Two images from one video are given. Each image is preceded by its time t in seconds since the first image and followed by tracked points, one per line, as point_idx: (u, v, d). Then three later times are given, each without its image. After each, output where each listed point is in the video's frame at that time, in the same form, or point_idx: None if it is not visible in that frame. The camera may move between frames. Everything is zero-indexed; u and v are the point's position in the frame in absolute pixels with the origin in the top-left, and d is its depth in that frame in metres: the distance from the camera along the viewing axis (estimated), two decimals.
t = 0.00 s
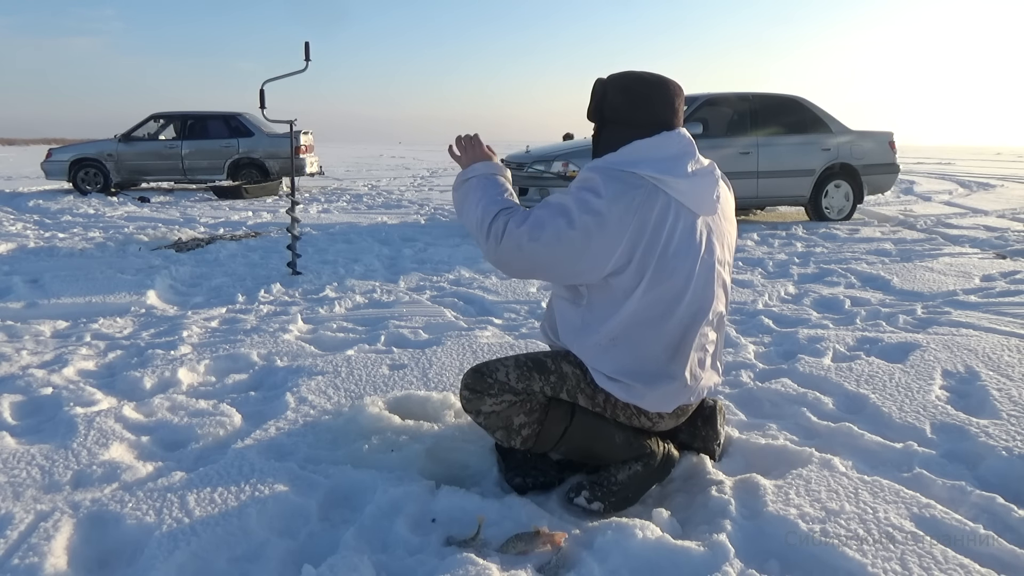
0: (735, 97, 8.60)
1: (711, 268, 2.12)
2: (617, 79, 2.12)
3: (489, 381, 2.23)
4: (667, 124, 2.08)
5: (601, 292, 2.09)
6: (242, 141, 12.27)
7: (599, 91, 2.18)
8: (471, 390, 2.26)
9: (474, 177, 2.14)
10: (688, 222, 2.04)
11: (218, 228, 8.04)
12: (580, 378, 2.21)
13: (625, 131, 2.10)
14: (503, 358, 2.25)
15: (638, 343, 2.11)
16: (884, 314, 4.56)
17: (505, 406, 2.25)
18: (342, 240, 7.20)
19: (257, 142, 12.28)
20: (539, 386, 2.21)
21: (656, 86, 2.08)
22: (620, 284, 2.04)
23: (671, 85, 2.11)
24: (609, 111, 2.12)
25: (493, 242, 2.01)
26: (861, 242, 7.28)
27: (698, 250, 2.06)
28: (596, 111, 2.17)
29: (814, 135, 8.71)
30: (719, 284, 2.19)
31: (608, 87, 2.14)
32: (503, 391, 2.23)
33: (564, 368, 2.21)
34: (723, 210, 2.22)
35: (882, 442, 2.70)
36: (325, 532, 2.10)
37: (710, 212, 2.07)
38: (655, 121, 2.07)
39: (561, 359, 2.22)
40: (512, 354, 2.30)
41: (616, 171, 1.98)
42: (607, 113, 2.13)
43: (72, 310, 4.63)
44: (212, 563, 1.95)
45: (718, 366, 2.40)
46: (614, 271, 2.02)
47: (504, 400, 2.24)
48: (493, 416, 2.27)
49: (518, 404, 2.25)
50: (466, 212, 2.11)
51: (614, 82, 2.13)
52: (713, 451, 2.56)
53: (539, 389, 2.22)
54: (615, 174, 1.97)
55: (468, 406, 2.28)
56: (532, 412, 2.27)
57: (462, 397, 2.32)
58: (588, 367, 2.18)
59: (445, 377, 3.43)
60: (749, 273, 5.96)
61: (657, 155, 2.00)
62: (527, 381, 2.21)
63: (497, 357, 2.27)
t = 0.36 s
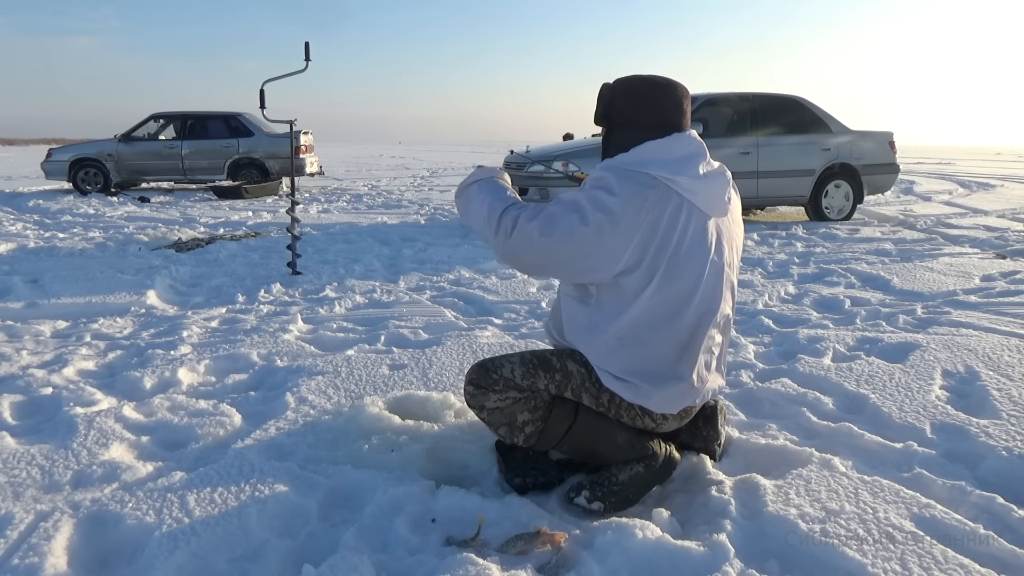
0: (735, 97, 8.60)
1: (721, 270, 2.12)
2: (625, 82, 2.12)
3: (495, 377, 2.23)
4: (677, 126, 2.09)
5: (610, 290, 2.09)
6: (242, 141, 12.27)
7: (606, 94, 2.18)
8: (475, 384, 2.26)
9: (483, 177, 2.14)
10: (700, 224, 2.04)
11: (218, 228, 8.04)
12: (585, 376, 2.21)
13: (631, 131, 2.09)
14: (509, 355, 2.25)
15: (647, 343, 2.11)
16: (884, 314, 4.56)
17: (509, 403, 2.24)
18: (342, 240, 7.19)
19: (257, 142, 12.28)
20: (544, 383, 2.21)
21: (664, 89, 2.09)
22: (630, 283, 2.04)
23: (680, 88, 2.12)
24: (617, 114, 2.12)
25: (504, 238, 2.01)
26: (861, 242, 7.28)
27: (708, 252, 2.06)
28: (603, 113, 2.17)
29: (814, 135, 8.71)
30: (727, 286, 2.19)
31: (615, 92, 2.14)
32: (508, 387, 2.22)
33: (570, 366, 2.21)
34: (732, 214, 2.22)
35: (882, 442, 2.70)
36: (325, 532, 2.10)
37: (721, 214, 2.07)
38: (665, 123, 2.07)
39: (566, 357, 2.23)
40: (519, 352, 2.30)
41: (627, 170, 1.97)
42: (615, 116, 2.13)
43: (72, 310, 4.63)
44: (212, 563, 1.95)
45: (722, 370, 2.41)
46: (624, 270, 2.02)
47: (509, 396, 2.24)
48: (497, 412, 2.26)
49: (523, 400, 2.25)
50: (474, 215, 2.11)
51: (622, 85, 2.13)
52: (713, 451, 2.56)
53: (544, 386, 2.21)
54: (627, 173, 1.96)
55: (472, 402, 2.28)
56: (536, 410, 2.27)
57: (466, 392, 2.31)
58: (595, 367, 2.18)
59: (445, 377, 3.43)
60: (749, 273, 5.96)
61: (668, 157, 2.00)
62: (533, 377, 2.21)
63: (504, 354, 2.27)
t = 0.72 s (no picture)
0: (735, 97, 8.61)
1: (720, 264, 2.13)
2: (613, 89, 2.13)
3: (497, 376, 2.22)
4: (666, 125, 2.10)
5: (608, 280, 2.08)
6: (242, 141, 12.27)
7: (594, 106, 2.19)
8: (478, 383, 2.26)
9: (457, 168, 2.09)
10: (698, 215, 2.06)
11: (218, 228, 8.05)
12: (588, 376, 2.20)
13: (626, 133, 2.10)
14: (512, 354, 2.25)
15: (648, 334, 2.12)
16: (884, 314, 4.56)
17: (512, 402, 2.24)
18: (342, 241, 7.20)
19: (257, 142, 12.28)
20: (547, 382, 2.20)
21: (651, 91, 2.10)
22: (630, 271, 2.04)
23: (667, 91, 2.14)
24: (608, 120, 2.12)
25: (503, 216, 1.96)
26: (861, 242, 7.28)
27: (707, 244, 2.08)
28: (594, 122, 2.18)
29: (814, 135, 8.70)
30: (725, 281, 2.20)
31: (604, 100, 2.14)
32: (510, 386, 2.22)
33: (573, 365, 2.20)
34: (730, 209, 2.24)
35: (882, 442, 2.70)
36: (325, 532, 2.10)
37: (720, 205, 2.07)
38: (655, 124, 2.08)
39: (569, 356, 2.22)
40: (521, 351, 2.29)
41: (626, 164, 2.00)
42: (605, 122, 2.14)
43: (71, 310, 4.63)
44: (212, 563, 1.95)
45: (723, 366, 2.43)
46: (624, 257, 2.01)
47: (511, 395, 2.24)
48: (500, 411, 2.26)
49: (525, 400, 2.25)
50: (454, 200, 2.01)
51: (610, 92, 2.14)
52: (713, 451, 2.56)
53: (546, 385, 2.21)
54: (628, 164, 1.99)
55: (474, 400, 2.28)
56: (538, 410, 2.27)
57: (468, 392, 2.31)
58: (598, 363, 2.19)
59: (445, 377, 3.43)
60: (749, 273, 5.96)
61: (668, 150, 2.01)
62: (535, 377, 2.20)
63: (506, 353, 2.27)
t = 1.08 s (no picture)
0: (735, 97, 8.61)
1: (710, 253, 2.14)
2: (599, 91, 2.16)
3: (496, 378, 2.22)
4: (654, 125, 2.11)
5: (600, 267, 2.06)
6: (242, 141, 12.27)
7: (580, 108, 2.22)
8: (477, 385, 2.26)
9: (452, 137, 2.03)
10: (688, 205, 2.07)
11: (218, 228, 8.05)
12: (588, 375, 2.20)
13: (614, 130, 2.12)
14: (511, 355, 2.25)
15: (642, 323, 2.11)
16: (884, 314, 4.56)
17: (511, 404, 2.24)
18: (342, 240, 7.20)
19: (257, 142, 12.28)
20: (546, 384, 2.20)
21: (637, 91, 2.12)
22: (622, 258, 2.03)
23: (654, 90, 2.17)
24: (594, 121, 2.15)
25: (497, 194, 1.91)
26: (861, 242, 7.28)
27: (698, 234, 2.09)
28: (581, 124, 2.20)
29: (814, 135, 8.70)
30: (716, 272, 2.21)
31: (591, 102, 2.17)
32: (510, 389, 2.22)
33: (572, 366, 2.20)
34: (717, 201, 2.26)
35: (882, 442, 2.70)
36: (325, 532, 2.10)
37: (707, 194, 2.10)
38: (640, 123, 2.10)
39: (568, 356, 2.22)
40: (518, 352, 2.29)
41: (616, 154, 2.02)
42: (593, 123, 2.16)
43: (72, 310, 4.63)
44: (212, 563, 1.95)
45: (720, 359, 2.43)
46: (617, 243, 2.01)
47: (511, 398, 2.24)
48: (499, 413, 2.26)
49: (525, 402, 2.25)
50: (447, 170, 1.96)
51: (597, 94, 2.17)
52: (713, 451, 2.56)
53: (546, 386, 2.20)
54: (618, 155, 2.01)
55: (473, 403, 2.28)
56: (537, 412, 2.27)
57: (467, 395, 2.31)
58: (597, 360, 2.18)
59: (445, 377, 3.43)
60: (749, 273, 5.96)
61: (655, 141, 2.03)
62: (534, 378, 2.20)
63: (503, 354, 2.27)
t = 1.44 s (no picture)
0: (735, 97, 8.61)
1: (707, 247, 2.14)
2: (594, 95, 2.17)
3: (496, 379, 2.23)
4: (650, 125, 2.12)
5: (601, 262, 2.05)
6: (242, 141, 12.26)
7: (576, 110, 2.23)
8: (477, 386, 2.26)
9: (443, 141, 2.01)
10: (684, 200, 2.08)
11: (218, 228, 8.05)
12: (588, 374, 2.21)
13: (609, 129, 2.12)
14: (511, 355, 2.25)
15: (643, 317, 2.10)
16: (884, 314, 4.56)
17: (511, 405, 2.25)
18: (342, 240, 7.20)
19: (257, 142, 12.28)
20: (547, 384, 2.21)
21: (630, 93, 2.13)
22: (623, 251, 2.02)
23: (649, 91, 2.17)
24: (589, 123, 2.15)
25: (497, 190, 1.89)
26: (861, 242, 7.28)
27: (695, 228, 2.09)
28: (577, 127, 2.21)
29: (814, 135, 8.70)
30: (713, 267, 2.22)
31: (586, 104, 2.18)
32: (510, 389, 2.23)
33: (572, 365, 2.21)
34: (713, 198, 2.27)
35: (882, 442, 2.70)
36: (325, 532, 2.10)
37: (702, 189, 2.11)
38: (636, 123, 2.11)
39: (568, 356, 2.22)
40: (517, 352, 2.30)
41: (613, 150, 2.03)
42: (587, 125, 2.17)
43: (72, 310, 4.63)
44: (212, 563, 1.95)
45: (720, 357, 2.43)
46: (618, 237, 2.00)
47: (511, 398, 2.24)
48: (499, 413, 2.27)
49: (525, 403, 2.25)
50: (443, 169, 1.92)
51: (591, 97, 2.18)
52: (712, 451, 2.56)
53: (546, 386, 2.21)
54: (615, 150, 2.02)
55: (473, 404, 2.28)
56: (537, 412, 2.27)
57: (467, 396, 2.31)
58: (597, 359, 2.18)
59: (445, 377, 3.43)
60: (749, 273, 5.96)
61: (651, 139, 2.04)
62: (534, 378, 2.20)
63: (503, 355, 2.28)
